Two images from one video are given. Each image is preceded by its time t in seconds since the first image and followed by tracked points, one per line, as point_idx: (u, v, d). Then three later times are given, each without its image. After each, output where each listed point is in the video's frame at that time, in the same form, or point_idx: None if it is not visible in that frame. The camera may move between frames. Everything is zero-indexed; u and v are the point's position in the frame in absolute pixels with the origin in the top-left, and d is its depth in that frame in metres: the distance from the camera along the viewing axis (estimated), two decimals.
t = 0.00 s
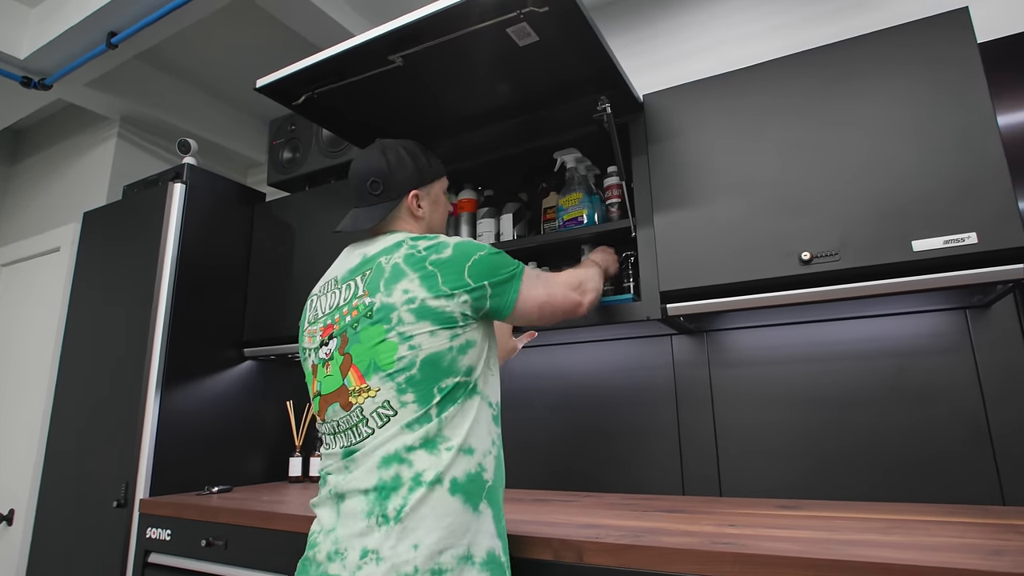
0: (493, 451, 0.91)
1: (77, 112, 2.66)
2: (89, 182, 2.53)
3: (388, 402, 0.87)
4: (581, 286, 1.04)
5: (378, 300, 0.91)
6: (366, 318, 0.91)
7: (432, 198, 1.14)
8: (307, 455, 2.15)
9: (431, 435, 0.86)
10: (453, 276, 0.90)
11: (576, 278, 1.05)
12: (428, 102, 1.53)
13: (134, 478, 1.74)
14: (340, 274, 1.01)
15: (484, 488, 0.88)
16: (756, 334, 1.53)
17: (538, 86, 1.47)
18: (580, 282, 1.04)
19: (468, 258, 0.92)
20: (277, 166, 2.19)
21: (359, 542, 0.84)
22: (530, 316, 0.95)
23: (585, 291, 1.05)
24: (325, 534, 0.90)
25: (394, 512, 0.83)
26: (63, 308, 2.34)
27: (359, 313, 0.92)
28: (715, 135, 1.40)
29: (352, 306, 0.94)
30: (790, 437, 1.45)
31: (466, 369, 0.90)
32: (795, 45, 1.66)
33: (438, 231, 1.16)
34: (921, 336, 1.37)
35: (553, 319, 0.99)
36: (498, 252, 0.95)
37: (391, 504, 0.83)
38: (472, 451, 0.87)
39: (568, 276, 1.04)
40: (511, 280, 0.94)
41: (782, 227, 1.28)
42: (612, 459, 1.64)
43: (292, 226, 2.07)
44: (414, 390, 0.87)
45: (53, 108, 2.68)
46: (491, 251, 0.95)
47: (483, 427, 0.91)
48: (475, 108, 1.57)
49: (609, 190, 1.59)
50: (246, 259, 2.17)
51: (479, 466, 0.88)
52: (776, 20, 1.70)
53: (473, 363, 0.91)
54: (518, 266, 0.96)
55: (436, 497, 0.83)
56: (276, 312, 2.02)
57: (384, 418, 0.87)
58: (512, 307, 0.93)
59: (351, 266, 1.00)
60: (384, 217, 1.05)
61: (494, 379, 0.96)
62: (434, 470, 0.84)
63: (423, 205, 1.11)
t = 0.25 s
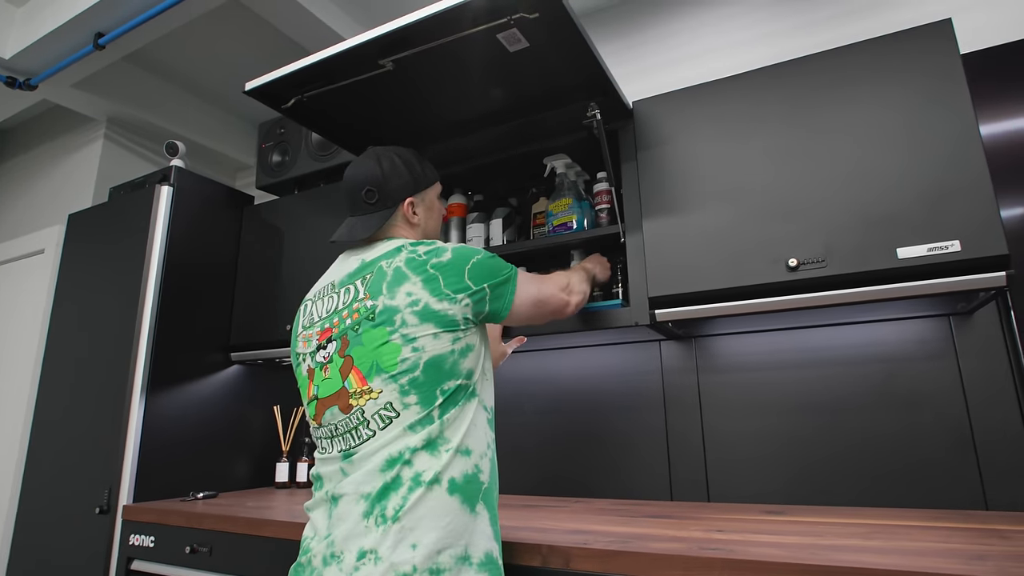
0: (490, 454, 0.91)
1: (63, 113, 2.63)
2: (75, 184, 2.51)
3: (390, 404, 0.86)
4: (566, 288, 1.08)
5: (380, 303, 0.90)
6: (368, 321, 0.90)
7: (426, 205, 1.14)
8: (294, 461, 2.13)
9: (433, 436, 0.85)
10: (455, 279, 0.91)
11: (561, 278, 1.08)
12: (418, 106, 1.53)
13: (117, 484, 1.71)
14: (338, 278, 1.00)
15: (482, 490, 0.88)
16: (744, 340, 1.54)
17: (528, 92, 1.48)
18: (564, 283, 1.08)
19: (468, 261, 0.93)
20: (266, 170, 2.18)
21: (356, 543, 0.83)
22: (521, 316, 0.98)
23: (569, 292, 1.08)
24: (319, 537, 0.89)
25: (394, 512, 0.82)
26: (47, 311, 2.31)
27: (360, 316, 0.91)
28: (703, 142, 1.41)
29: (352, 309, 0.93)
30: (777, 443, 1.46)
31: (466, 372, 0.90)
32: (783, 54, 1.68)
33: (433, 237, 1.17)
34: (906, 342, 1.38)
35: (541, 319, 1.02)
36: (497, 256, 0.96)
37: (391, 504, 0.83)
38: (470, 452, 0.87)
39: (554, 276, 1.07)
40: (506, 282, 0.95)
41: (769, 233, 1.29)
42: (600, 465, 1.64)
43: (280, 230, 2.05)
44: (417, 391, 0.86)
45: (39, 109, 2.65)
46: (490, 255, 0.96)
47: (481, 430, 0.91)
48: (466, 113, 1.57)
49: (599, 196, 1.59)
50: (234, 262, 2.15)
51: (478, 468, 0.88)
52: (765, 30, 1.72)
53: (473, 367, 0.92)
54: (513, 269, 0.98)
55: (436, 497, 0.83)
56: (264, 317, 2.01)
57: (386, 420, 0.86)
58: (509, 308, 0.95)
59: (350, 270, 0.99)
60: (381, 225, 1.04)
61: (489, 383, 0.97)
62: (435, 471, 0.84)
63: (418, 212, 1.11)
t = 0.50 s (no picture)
0: (484, 456, 0.91)
1: (52, 112, 2.61)
2: (64, 183, 2.48)
3: (386, 405, 0.86)
4: (560, 291, 1.08)
5: (377, 304, 0.90)
6: (365, 321, 0.90)
7: (423, 207, 1.14)
8: (284, 463, 2.12)
9: (429, 437, 0.85)
10: (452, 280, 0.91)
11: (555, 281, 1.08)
12: (411, 108, 1.52)
13: (104, 487, 1.69)
14: (335, 280, 1.00)
15: (477, 492, 0.88)
16: (735, 344, 1.55)
17: (521, 95, 1.48)
18: (558, 286, 1.08)
19: (465, 263, 0.93)
20: (257, 170, 2.17)
21: (350, 544, 0.83)
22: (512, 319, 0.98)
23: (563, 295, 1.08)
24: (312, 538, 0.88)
25: (388, 513, 0.82)
26: (34, 312, 2.28)
27: (357, 317, 0.91)
28: (695, 146, 1.42)
29: (348, 310, 0.93)
30: (768, 446, 1.46)
31: (462, 375, 0.90)
32: (774, 59, 1.69)
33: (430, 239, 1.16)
34: (895, 346, 1.39)
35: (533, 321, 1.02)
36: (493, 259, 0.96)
37: (386, 505, 0.82)
38: (465, 453, 0.87)
39: (549, 279, 1.07)
40: (502, 284, 0.94)
41: (761, 237, 1.29)
42: (592, 468, 1.64)
43: (272, 231, 2.04)
44: (413, 393, 0.86)
45: (28, 107, 2.62)
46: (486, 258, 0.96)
47: (475, 432, 0.91)
48: (459, 115, 1.57)
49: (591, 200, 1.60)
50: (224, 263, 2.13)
51: (472, 469, 0.88)
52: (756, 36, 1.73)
53: (469, 369, 0.92)
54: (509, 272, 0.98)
55: (431, 498, 0.83)
56: (254, 318, 1.99)
57: (381, 421, 0.86)
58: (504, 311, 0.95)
59: (347, 271, 0.99)
60: (377, 225, 1.04)
61: (484, 386, 0.97)
62: (429, 472, 0.83)
63: (414, 215, 1.11)
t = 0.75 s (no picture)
0: (479, 460, 0.91)
1: (46, 113, 2.59)
2: (58, 185, 2.47)
3: (380, 409, 0.85)
4: (556, 297, 1.07)
5: (371, 307, 0.89)
6: (359, 324, 0.89)
7: (421, 211, 1.13)
8: (279, 466, 2.11)
9: (423, 441, 0.85)
10: (446, 284, 0.90)
11: (551, 286, 1.08)
12: (407, 110, 1.52)
13: (97, 490, 1.68)
14: (329, 282, 0.99)
15: (471, 496, 0.88)
16: (730, 347, 1.55)
17: (517, 98, 1.48)
18: (555, 292, 1.08)
19: (460, 266, 0.92)
20: (253, 173, 2.16)
21: (343, 548, 0.82)
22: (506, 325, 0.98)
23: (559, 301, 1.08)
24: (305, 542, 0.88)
25: (382, 516, 0.81)
26: (27, 314, 2.27)
27: (351, 320, 0.91)
28: (691, 149, 1.42)
29: (343, 313, 0.92)
30: (764, 448, 1.46)
31: (456, 378, 0.90)
32: (770, 62, 1.70)
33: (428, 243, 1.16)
34: (890, 349, 1.40)
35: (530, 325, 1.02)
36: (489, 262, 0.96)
37: (379, 508, 0.82)
38: (459, 458, 0.87)
39: (545, 284, 1.07)
40: (496, 289, 0.94)
41: (756, 241, 1.30)
42: (588, 471, 1.64)
43: (267, 233, 2.04)
44: (407, 396, 0.85)
45: (22, 108, 2.61)
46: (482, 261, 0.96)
47: (470, 436, 0.90)
48: (455, 118, 1.57)
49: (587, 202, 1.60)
50: (219, 265, 2.13)
51: (467, 474, 0.87)
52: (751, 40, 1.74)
53: (463, 373, 0.91)
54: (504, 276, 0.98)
55: (425, 502, 0.82)
56: (249, 321, 1.99)
57: (375, 424, 0.85)
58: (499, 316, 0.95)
59: (341, 273, 0.98)
60: (373, 228, 1.04)
61: (479, 390, 0.97)
62: (423, 475, 0.83)
63: (412, 218, 1.11)
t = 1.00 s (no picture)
0: (478, 459, 0.90)
1: (45, 111, 2.59)
2: (57, 182, 2.46)
3: (377, 407, 0.85)
4: (559, 296, 1.05)
5: (366, 305, 0.89)
6: (354, 322, 0.89)
7: (419, 208, 1.13)
8: (279, 464, 2.11)
9: (420, 440, 0.84)
10: (441, 282, 0.89)
11: (555, 285, 1.05)
12: (407, 107, 1.52)
13: (97, 488, 1.68)
14: (326, 280, 0.99)
15: (469, 495, 0.87)
16: (730, 344, 1.55)
17: (518, 95, 1.47)
18: (558, 291, 1.05)
19: (455, 264, 0.91)
20: (253, 170, 2.16)
21: (340, 545, 0.82)
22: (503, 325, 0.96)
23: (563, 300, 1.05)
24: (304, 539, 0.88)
25: (379, 513, 0.81)
26: (26, 311, 2.26)
27: (346, 318, 0.91)
28: (692, 146, 1.42)
29: (338, 310, 0.92)
30: (764, 445, 1.46)
31: (453, 377, 0.90)
32: (772, 60, 1.69)
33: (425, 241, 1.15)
34: (891, 346, 1.40)
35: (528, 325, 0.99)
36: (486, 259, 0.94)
37: (376, 506, 0.82)
38: (457, 457, 0.86)
39: (548, 283, 1.04)
40: (491, 288, 0.92)
41: (757, 238, 1.29)
42: (589, 469, 1.64)
43: (267, 231, 2.03)
44: (403, 395, 0.85)
45: (20, 105, 2.61)
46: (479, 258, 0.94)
47: (469, 435, 0.90)
48: (455, 115, 1.56)
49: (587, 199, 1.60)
50: (218, 263, 2.12)
51: (465, 472, 0.87)
52: (753, 37, 1.73)
53: (461, 371, 0.91)
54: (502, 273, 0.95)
55: (422, 501, 0.82)
56: (249, 318, 1.98)
57: (371, 423, 0.85)
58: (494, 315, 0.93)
59: (338, 271, 0.98)
60: (370, 225, 1.04)
61: (478, 388, 0.96)
62: (420, 474, 0.83)
63: (409, 214, 1.10)
